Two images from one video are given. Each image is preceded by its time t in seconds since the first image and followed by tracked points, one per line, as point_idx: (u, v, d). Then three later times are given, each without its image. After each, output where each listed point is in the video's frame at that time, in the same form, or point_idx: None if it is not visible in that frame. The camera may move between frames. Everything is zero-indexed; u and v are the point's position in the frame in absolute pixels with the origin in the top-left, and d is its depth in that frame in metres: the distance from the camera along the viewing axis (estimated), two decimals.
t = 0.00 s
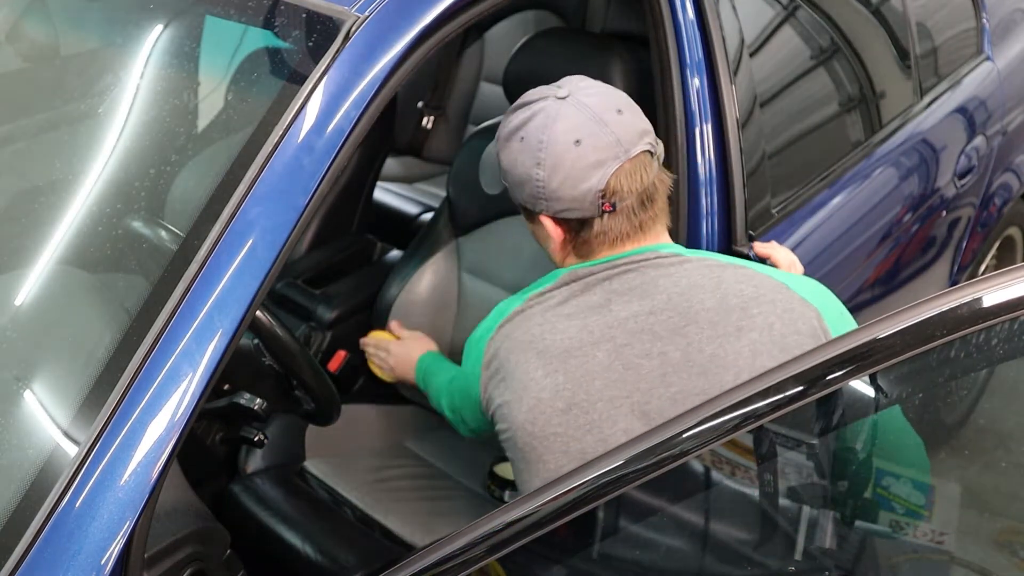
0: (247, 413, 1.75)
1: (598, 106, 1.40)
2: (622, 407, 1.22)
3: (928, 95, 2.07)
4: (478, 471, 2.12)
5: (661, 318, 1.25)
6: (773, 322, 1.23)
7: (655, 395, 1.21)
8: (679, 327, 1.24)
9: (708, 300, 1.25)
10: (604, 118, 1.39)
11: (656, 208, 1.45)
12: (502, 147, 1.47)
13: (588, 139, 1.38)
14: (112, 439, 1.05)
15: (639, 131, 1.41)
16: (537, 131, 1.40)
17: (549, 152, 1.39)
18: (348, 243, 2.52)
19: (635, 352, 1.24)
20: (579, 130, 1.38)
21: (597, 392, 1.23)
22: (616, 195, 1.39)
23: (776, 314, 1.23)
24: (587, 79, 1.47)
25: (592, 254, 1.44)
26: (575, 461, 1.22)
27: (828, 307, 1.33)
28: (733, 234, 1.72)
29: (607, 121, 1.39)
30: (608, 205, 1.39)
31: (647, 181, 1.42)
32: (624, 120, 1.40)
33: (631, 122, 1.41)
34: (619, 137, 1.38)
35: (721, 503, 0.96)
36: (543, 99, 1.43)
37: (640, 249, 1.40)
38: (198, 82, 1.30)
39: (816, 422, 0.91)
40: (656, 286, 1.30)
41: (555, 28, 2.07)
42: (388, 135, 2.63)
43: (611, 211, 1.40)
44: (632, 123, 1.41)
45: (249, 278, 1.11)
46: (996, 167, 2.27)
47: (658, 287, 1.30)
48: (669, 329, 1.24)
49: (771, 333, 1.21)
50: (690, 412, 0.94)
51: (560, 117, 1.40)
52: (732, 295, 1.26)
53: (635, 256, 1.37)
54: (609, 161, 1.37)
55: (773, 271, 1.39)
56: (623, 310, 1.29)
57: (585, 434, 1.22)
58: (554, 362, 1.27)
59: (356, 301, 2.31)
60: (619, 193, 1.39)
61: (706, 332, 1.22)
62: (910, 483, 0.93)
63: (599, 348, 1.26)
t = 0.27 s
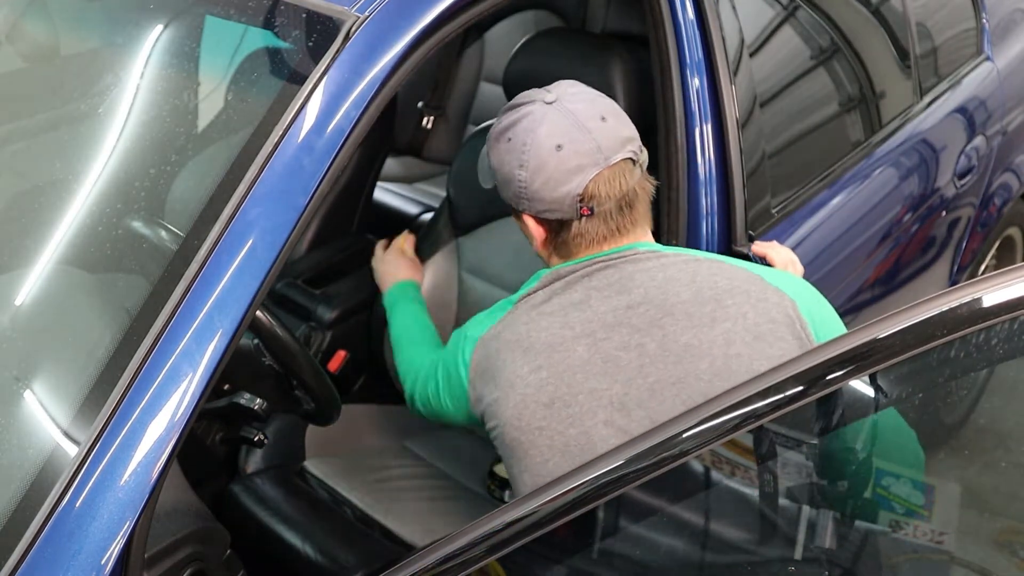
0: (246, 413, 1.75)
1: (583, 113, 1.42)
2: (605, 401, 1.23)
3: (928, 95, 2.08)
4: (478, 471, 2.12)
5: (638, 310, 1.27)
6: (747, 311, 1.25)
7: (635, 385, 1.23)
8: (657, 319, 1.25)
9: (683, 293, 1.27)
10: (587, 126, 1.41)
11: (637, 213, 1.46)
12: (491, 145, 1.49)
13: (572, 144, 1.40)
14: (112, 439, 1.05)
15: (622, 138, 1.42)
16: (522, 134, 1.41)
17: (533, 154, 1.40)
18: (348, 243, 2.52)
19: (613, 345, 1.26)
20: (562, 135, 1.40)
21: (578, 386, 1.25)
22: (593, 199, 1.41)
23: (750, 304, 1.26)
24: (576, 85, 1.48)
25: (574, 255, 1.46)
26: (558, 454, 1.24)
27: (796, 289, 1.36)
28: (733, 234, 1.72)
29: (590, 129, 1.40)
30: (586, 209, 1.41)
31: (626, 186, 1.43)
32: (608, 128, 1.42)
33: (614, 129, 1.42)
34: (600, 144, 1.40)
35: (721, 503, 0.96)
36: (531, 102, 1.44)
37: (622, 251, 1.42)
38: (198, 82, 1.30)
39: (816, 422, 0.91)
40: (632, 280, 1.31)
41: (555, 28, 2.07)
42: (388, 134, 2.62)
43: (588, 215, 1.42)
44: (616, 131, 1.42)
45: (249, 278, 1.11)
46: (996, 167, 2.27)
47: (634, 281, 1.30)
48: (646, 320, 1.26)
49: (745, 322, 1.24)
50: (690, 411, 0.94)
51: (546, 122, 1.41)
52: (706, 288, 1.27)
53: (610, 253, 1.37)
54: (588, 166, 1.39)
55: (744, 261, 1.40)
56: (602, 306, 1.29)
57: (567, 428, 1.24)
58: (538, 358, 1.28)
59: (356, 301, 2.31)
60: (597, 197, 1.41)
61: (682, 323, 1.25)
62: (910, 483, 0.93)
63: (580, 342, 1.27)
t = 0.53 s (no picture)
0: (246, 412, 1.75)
1: (652, 107, 1.34)
2: (614, 383, 1.24)
3: (928, 95, 2.08)
4: (479, 471, 2.11)
5: (669, 302, 1.25)
6: (775, 322, 1.20)
7: (647, 373, 1.22)
8: (682, 313, 1.23)
9: (713, 292, 1.24)
10: (650, 120, 1.33)
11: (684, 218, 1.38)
12: (556, 110, 1.45)
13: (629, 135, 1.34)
14: (112, 439, 1.05)
15: (682, 142, 1.34)
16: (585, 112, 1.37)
17: (588, 135, 1.36)
18: (348, 243, 2.52)
19: (636, 330, 1.25)
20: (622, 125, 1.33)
21: (593, 360, 1.26)
22: (639, 193, 1.34)
23: (780, 314, 1.21)
24: (659, 72, 1.40)
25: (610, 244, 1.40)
26: (561, 423, 1.28)
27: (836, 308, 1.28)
28: (733, 234, 1.72)
29: (652, 126, 1.33)
30: (629, 201, 1.35)
31: (677, 189, 1.35)
32: (673, 128, 1.34)
33: (679, 130, 1.34)
34: (658, 143, 1.33)
35: (721, 504, 0.96)
36: (604, 81, 1.38)
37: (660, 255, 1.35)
38: (198, 82, 1.30)
39: (816, 422, 0.91)
40: (668, 272, 1.29)
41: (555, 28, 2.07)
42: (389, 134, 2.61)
43: (630, 208, 1.35)
44: (679, 133, 1.34)
45: (249, 278, 1.11)
46: (996, 167, 2.27)
47: (670, 273, 1.29)
48: (672, 313, 1.24)
49: (772, 331, 1.19)
50: (690, 411, 0.94)
51: (611, 106, 1.35)
52: (737, 290, 1.23)
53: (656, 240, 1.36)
54: (639, 163, 1.33)
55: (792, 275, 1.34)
56: (634, 296, 1.28)
57: (574, 399, 1.27)
58: (561, 323, 1.31)
59: (356, 301, 2.31)
60: (643, 192, 1.34)
61: (707, 321, 1.22)
62: (910, 483, 0.93)
63: (602, 319, 1.28)
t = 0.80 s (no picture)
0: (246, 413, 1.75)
1: (641, 97, 1.34)
2: (618, 403, 1.20)
3: (928, 95, 2.08)
4: (479, 471, 2.11)
5: (671, 317, 1.22)
6: (777, 337, 1.19)
7: (652, 392, 1.19)
8: (685, 328, 1.21)
9: (716, 307, 1.21)
10: (634, 110, 1.33)
11: (670, 216, 1.36)
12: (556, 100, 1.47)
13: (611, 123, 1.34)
14: (112, 438, 1.05)
15: (668, 135, 1.33)
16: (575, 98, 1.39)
17: (574, 120, 1.38)
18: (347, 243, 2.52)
19: (639, 348, 1.22)
20: (606, 111, 1.34)
21: (595, 380, 1.22)
22: (617, 184, 1.34)
23: (782, 330, 1.19)
24: (659, 68, 1.40)
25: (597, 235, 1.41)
26: (562, 445, 1.23)
27: (834, 323, 1.27)
28: (733, 234, 1.72)
29: (636, 114, 1.33)
30: (609, 191, 1.35)
31: (658, 184, 1.34)
32: (660, 119, 1.33)
33: (666, 123, 1.33)
34: (640, 132, 1.32)
35: (721, 504, 0.96)
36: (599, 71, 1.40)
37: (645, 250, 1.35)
38: (198, 82, 1.30)
39: (816, 422, 0.91)
40: (669, 284, 1.26)
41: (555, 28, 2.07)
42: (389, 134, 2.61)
43: (610, 199, 1.36)
44: (665, 125, 1.33)
45: (249, 278, 1.11)
46: (996, 167, 2.27)
47: (671, 287, 1.26)
48: (674, 328, 1.21)
49: (774, 348, 1.18)
50: (690, 411, 0.94)
51: (601, 94, 1.36)
52: (741, 304, 1.21)
53: (653, 249, 1.32)
54: (619, 151, 1.33)
55: (789, 284, 1.33)
56: (636, 312, 1.24)
57: (575, 421, 1.22)
58: (559, 344, 1.27)
59: (356, 301, 2.30)
60: (622, 183, 1.34)
61: (710, 337, 1.19)
62: (909, 483, 0.93)
63: (604, 337, 1.24)
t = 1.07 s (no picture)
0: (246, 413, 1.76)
1: (632, 93, 1.35)
2: (625, 420, 1.20)
3: (928, 95, 2.08)
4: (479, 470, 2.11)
5: (678, 330, 1.21)
6: (790, 349, 1.17)
7: (661, 408, 1.18)
8: (695, 342, 1.20)
9: (727, 319, 1.20)
10: (626, 106, 1.34)
11: (663, 214, 1.36)
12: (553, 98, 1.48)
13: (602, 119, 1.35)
14: (112, 438, 1.05)
15: (660, 131, 1.32)
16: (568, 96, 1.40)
17: (566, 118, 1.39)
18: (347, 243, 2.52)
19: (647, 363, 1.21)
20: (596, 107, 1.35)
21: (600, 393, 1.22)
22: (607, 182, 1.35)
23: (794, 342, 1.18)
24: (654, 65, 1.40)
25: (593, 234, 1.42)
26: (568, 460, 1.24)
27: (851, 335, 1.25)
28: (733, 235, 1.72)
29: (626, 110, 1.33)
30: (600, 191, 1.36)
31: (648, 182, 1.34)
32: (652, 115, 1.33)
33: (658, 119, 1.33)
34: (630, 128, 1.32)
35: (721, 504, 0.96)
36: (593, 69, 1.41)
37: (641, 253, 1.35)
38: (198, 82, 1.30)
39: (816, 421, 0.91)
40: (677, 295, 1.25)
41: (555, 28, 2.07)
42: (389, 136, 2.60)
43: (601, 197, 1.36)
44: (656, 120, 1.33)
45: (249, 278, 1.11)
46: (996, 168, 2.27)
47: (679, 298, 1.25)
48: (683, 342, 1.21)
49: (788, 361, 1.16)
50: (689, 411, 0.94)
51: (593, 91, 1.38)
52: (752, 316, 1.20)
53: (657, 259, 1.32)
54: (609, 147, 1.33)
55: (803, 292, 1.31)
56: (642, 324, 1.24)
57: (582, 438, 1.23)
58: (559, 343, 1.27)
59: (356, 301, 2.30)
60: (612, 181, 1.35)
61: (721, 351, 1.18)
62: (909, 484, 0.93)
63: (610, 353, 1.23)
